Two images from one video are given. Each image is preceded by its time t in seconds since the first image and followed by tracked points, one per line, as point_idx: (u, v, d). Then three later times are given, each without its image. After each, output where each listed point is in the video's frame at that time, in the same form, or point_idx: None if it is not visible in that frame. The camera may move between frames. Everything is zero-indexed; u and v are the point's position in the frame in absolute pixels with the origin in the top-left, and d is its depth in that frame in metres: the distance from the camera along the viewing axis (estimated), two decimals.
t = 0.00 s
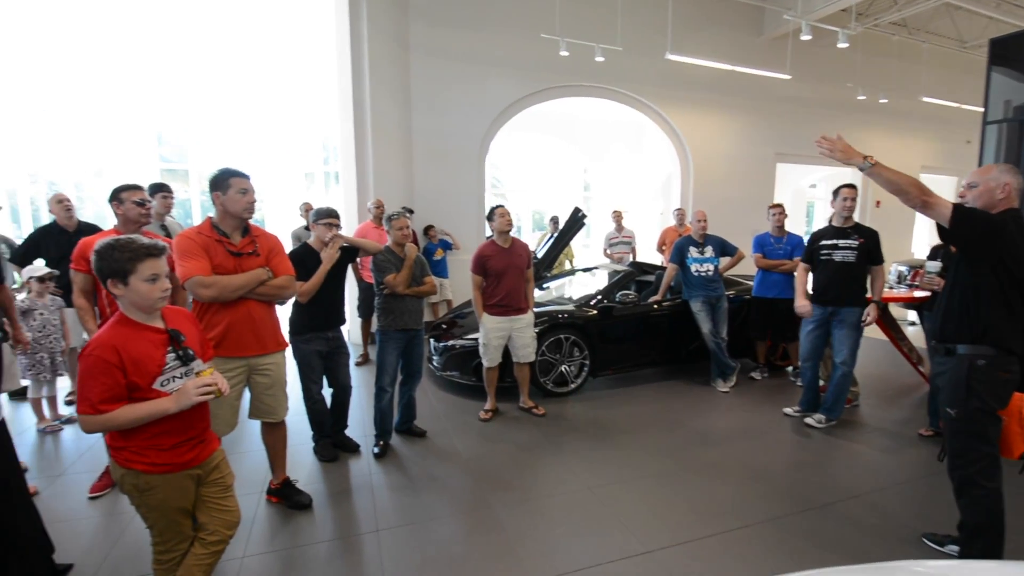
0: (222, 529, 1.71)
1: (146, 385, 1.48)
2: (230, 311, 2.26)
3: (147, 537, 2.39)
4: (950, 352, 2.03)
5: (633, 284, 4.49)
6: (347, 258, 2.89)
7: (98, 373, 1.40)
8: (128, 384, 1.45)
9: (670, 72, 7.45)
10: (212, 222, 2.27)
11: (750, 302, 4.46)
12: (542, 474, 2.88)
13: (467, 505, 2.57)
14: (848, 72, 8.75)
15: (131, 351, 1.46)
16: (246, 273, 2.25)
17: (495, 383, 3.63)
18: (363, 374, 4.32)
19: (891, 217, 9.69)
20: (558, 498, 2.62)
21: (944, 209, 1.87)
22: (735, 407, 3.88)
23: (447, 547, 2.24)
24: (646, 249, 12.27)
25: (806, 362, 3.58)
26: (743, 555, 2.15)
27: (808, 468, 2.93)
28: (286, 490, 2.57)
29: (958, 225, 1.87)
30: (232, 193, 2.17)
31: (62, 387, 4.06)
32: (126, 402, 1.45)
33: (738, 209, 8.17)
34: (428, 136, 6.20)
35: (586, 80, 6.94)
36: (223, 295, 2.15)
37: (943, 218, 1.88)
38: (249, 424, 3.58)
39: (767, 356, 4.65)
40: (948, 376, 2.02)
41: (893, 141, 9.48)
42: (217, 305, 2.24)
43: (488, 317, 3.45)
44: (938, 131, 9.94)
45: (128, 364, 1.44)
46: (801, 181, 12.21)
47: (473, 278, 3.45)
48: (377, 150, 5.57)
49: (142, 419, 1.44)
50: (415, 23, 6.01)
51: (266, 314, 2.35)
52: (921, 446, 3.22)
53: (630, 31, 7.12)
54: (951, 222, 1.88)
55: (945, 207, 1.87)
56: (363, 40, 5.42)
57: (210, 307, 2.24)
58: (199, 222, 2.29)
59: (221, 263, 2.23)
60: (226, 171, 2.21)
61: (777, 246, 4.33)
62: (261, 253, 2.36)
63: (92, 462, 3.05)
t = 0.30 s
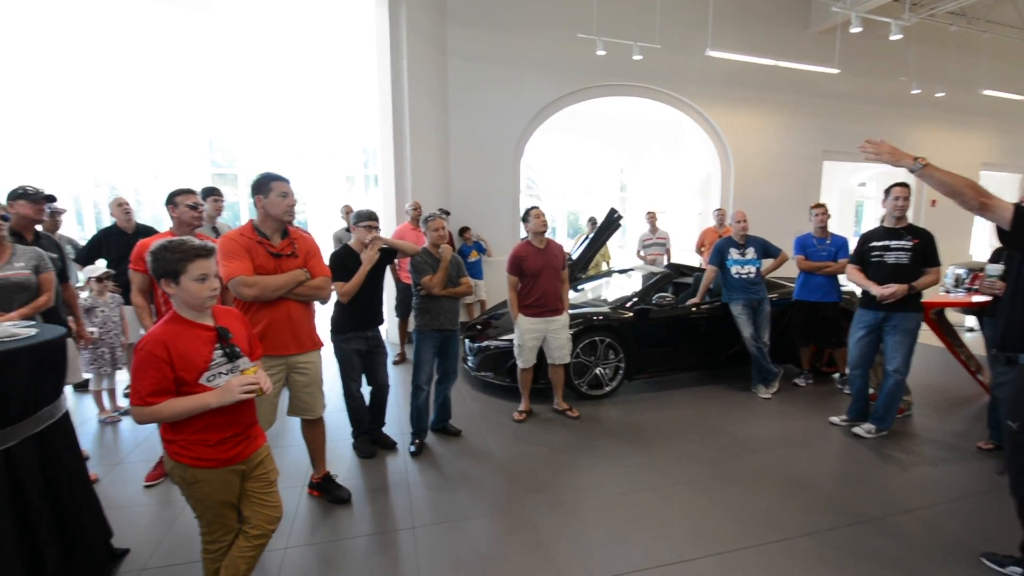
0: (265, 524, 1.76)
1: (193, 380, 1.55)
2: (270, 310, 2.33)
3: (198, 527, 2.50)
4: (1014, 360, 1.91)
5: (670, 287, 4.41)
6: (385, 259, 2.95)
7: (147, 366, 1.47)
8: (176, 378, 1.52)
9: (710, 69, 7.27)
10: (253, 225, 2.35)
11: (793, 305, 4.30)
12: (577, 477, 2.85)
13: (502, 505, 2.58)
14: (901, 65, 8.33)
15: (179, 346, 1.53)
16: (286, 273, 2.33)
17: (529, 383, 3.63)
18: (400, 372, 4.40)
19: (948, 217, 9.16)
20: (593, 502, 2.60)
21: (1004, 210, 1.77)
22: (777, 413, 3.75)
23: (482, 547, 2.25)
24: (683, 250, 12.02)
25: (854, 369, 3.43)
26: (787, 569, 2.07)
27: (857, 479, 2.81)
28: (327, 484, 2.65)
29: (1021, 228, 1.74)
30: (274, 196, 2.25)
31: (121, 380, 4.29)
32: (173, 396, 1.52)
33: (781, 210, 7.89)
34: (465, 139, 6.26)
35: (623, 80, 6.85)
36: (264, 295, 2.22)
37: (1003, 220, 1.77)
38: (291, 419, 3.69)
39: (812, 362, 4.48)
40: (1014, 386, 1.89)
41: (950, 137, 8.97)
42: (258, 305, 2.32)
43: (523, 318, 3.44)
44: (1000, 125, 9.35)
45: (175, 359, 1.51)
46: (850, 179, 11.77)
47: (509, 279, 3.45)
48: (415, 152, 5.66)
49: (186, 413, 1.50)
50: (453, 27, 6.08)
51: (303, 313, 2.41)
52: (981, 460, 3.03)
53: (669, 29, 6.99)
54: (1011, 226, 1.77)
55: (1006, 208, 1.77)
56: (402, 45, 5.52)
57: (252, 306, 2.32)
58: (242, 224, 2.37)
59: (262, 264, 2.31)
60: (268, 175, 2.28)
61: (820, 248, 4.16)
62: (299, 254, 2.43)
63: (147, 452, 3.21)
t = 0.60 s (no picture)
0: (313, 515, 1.81)
1: (248, 374, 1.61)
2: (314, 308, 2.40)
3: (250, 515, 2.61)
4: None
5: (715, 288, 4.29)
6: (427, 259, 2.99)
7: (206, 361, 1.54)
8: (232, 372, 1.58)
9: (758, 65, 7.04)
10: (300, 225, 2.43)
11: (846, 309, 4.10)
12: (616, 481, 2.81)
13: (540, 506, 2.57)
14: (969, 54, 7.82)
15: (235, 342, 1.59)
16: (329, 273, 2.39)
17: (568, 384, 3.61)
18: (440, 370, 4.46)
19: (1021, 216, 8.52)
20: (632, 507, 2.56)
21: None
22: (829, 422, 3.59)
23: (520, 547, 2.25)
24: (727, 251, 11.67)
25: (914, 378, 3.24)
26: None
27: (916, 494, 2.65)
28: (369, 478, 2.71)
29: None
30: (319, 198, 2.31)
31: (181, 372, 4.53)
32: (229, 389, 1.59)
33: (833, 209, 7.55)
34: (506, 139, 6.29)
35: (666, 77, 6.72)
36: (309, 293, 2.29)
37: None
38: (336, 414, 3.80)
39: (866, 369, 4.26)
40: None
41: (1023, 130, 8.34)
42: (303, 303, 2.39)
43: (562, 319, 3.42)
44: None
45: (232, 354, 1.57)
46: (908, 176, 11.14)
47: (548, 279, 3.44)
48: (456, 154, 5.73)
49: (242, 406, 1.56)
50: (495, 29, 6.11)
51: (345, 312, 2.47)
52: None
53: (714, 24, 6.81)
54: None
55: None
56: (446, 48, 5.61)
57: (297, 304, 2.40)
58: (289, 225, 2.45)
59: (308, 263, 2.38)
60: (314, 177, 2.35)
61: (875, 249, 3.95)
62: (342, 254, 2.49)
63: (202, 440, 3.38)
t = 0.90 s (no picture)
0: (369, 503, 1.88)
1: (312, 368, 1.68)
2: (369, 305, 2.48)
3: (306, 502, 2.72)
4: None
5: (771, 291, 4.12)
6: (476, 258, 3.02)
7: (276, 355, 1.63)
8: (298, 366, 1.66)
9: (820, 56, 6.69)
10: (356, 224, 2.51)
11: (916, 315, 3.85)
12: (663, 486, 2.76)
13: (585, 509, 2.55)
14: None
15: (302, 337, 1.67)
16: (384, 271, 2.46)
17: (615, 386, 3.56)
18: (486, 368, 4.51)
19: None
20: (681, 515, 2.50)
21: None
22: (895, 435, 3.37)
23: (566, 548, 2.24)
24: (783, 252, 11.17)
25: (991, 391, 2.99)
26: None
27: (995, 516, 2.45)
28: (418, 472, 2.77)
29: None
30: (375, 198, 2.38)
31: (244, 363, 4.78)
32: (296, 381, 1.66)
33: (902, 208, 7.08)
34: (554, 138, 6.26)
35: (721, 71, 6.50)
36: (365, 290, 2.37)
37: None
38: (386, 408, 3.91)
39: (938, 380, 3.98)
40: None
41: None
42: (359, 300, 2.47)
43: (609, 319, 3.38)
44: None
45: (299, 349, 1.65)
46: (988, 172, 10.30)
47: (596, 278, 3.41)
48: (505, 153, 5.77)
49: (307, 398, 1.63)
50: (544, 28, 6.10)
51: (398, 309, 2.54)
52: None
53: (773, 15, 6.52)
54: None
55: None
56: (496, 49, 5.66)
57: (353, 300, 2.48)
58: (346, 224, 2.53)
59: (364, 261, 2.45)
60: (370, 178, 2.42)
61: (950, 250, 3.68)
62: (396, 252, 2.56)
63: (262, 429, 3.55)
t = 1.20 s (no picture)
0: (430, 495, 1.96)
1: (383, 362, 1.79)
2: (435, 302, 2.54)
3: (369, 490, 2.84)
4: None
5: (845, 296, 3.87)
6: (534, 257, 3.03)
7: (351, 349, 1.75)
8: (369, 360, 1.78)
9: (906, 44, 6.21)
10: (423, 225, 2.59)
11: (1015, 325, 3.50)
12: (722, 499, 2.66)
13: (642, 516, 2.51)
14: None
15: (373, 333, 1.78)
16: (449, 269, 2.53)
17: (673, 391, 3.47)
18: (540, 367, 4.52)
19: None
20: (743, 529, 2.41)
21: None
22: (987, 457, 3.08)
23: (622, 555, 2.22)
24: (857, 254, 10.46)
25: None
26: None
27: None
28: (474, 468, 2.81)
29: None
30: (441, 199, 2.45)
31: (313, 355, 5.03)
32: (368, 374, 1.79)
33: (999, 208, 6.45)
34: (613, 137, 6.17)
35: (792, 64, 6.17)
36: (431, 288, 2.44)
37: None
38: (443, 404, 4.01)
39: None
40: None
41: None
42: (424, 298, 2.54)
43: (669, 322, 3.31)
44: None
45: (371, 344, 1.77)
46: None
47: (656, 280, 3.33)
48: (563, 153, 5.76)
49: (379, 390, 1.75)
50: (604, 25, 6.02)
51: (462, 306, 2.60)
52: None
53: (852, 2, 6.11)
54: None
55: None
56: (555, 49, 5.66)
57: (419, 298, 2.55)
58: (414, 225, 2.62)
59: (431, 260, 2.52)
60: (437, 180, 2.49)
61: None
62: (461, 251, 2.61)
63: (328, 419, 3.73)
